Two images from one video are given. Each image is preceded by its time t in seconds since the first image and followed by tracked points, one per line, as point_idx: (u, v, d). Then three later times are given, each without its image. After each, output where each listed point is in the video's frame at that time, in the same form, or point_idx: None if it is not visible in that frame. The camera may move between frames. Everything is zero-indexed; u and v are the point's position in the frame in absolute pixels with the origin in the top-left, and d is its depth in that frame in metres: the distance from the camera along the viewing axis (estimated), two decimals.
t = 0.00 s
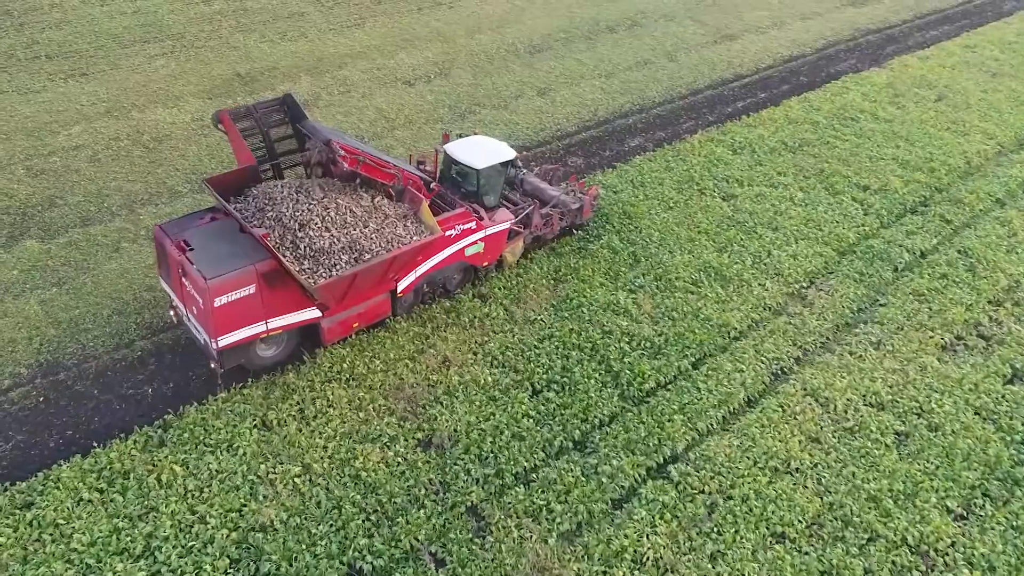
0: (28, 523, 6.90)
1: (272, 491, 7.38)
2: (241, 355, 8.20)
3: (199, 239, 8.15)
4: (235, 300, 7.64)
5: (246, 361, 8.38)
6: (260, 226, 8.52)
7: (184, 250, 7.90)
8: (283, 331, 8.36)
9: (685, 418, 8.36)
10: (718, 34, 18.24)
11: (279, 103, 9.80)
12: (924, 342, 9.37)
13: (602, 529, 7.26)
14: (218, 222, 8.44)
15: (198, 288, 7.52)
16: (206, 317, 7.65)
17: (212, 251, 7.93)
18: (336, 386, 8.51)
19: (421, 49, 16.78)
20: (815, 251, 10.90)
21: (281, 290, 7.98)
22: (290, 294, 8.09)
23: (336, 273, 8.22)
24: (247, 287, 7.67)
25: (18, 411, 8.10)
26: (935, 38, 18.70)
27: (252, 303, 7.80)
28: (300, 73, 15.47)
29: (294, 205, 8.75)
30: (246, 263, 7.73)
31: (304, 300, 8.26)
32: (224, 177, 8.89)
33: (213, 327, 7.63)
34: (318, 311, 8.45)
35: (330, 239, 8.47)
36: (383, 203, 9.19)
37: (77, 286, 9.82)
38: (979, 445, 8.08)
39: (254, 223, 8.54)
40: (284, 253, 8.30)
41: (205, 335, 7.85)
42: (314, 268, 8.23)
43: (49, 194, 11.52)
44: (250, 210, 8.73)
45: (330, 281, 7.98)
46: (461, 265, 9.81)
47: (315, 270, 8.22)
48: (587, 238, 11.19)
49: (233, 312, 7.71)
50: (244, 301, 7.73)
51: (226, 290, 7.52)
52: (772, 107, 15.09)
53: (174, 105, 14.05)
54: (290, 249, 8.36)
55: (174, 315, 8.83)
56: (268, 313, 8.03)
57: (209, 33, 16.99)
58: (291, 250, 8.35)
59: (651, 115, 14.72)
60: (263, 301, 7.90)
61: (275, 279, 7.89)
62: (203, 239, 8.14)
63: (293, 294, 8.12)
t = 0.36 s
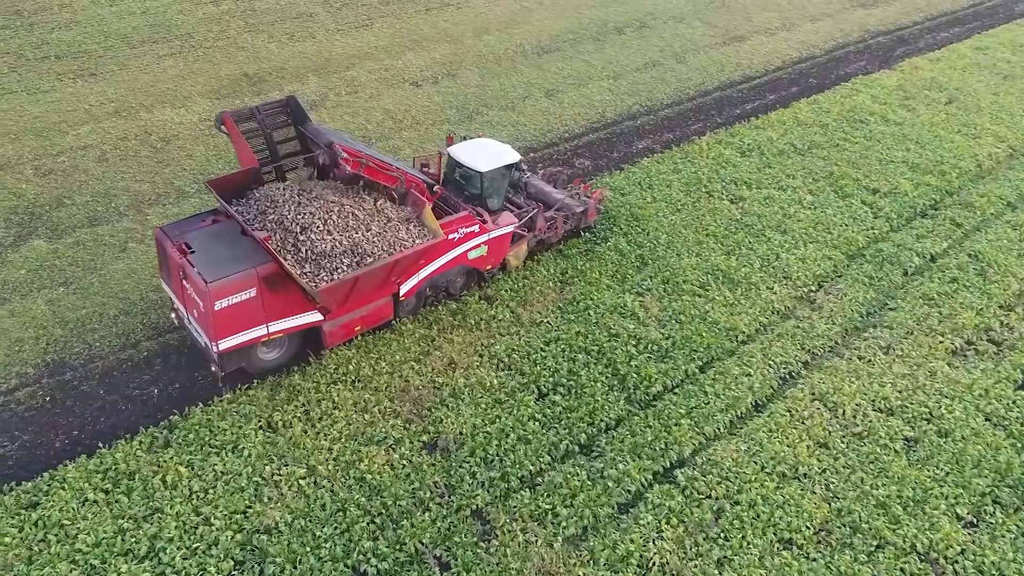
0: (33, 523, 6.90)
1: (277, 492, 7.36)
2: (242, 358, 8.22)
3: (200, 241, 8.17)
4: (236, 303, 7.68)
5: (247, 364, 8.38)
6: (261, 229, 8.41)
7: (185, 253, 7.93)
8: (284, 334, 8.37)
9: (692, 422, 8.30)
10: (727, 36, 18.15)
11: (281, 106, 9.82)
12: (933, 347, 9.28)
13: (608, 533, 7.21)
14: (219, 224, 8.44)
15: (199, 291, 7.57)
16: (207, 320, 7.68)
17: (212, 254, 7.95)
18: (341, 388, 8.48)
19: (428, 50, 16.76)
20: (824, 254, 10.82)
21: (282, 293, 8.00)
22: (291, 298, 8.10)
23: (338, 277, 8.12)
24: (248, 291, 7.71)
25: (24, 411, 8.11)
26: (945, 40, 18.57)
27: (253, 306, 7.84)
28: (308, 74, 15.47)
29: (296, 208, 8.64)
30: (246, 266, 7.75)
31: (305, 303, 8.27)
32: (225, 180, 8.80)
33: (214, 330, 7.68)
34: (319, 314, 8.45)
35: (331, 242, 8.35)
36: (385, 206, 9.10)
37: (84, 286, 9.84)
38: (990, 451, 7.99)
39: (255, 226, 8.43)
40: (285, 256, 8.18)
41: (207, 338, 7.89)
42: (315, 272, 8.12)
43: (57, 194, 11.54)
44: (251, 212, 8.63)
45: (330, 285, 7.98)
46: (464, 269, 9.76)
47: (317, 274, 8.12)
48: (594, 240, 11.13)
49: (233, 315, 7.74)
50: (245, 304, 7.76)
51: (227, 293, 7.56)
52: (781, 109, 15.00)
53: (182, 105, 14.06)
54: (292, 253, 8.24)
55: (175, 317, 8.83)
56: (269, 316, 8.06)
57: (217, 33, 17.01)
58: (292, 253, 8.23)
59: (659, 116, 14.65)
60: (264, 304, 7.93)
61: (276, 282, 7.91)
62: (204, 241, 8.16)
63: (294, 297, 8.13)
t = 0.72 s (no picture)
0: (40, 522, 6.91)
1: (283, 493, 7.37)
2: (241, 361, 8.19)
3: (199, 244, 8.17)
4: (235, 307, 7.66)
5: (247, 367, 8.35)
6: (261, 232, 8.43)
7: (184, 256, 7.93)
8: (283, 337, 8.34)
9: (699, 425, 8.28)
10: (734, 37, 18.10)
11: (284, 106, 9.66)
12: (941, 350, 9.24)
13: (614, 536, 7.19)
14: (219, 227, 8.43)
15: (198, 294, 7.55)
16: (206, 323, 7.66)
17: (212, 257, 7.95)
18: (347, 389, 8.49)
19: (435, 51, 16.76)
20: (831, 256, 10.77)
21: (281, 297, 7.98)
22: (291, 301, 8.08)
23: (337, 281, 8.19)
24: (247, 294, 7.69)
25: (32, 411, 8.14)
26: (953, 41, 18.50)
27: (252, 309, 7.81)
28: (315, 74, 15.48)
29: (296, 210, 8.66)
30: (246, 270, 7.74)
31: (304, 307, 8.24)
32: (223, 183, 8.82)
33: (212, 334, 7.66)
34: (319, 317, 8.41)
35: (331, 246, 8.40)
36: (386, 209, 9.14)
37: (92, 286, 9.86)
38: (998, 455, 7.94)
39: (256, 228, 8.46)
40: (285, 260, 8.23)
41: (205, 342, 7.87)
42: (315, 275, 8.20)
43: (65, 194, 11.58)
44: (251, 215, 8.66)
45: (330, 289, 8.03)
46: (464, 272, 9.74)
47: (316, 278, 8.20)
48: (601, 241, 11.11)
49: (232, 319, 7.72)
50: (244, 308, 7.74)
51: (226, 297, 7.54)
52: (789, 110, 14.96)
53: (190, 105, 14.09)
54: (292, 256, 8.29)
55: (175, 320, 8.82)
56: (268, 319, 8.03)
57: (224, 34, 17.04)
58: (291, 256, 8.28)
59: (666, 118, 14.63)
60: (263, 308, 7.91)
61: (275, 286, 7.89)
62: (203, 244, 8.16)
63: (294, 301, 8.11)
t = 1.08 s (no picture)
0: (48, 521, 6.94)
1: (289, 493, 7.39)
2: (236, 367, 8.13)
3: (194, 249, 8.16)
4: (230, 312, 7.62)
5: (241, 372, 8.31)
6: (257, 237, 8.42)
7: (179, 260, 7.93)
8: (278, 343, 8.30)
9: (704, 427, 8.27)
10: (739, 38, 18.09)
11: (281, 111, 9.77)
12: (947, 352, 9.23)
13: (619, 537, 7.20)
14: (215, 232, 8.45)
15: (192, 299, 7.51)
16: (200, 328, 7.63)
17: (207, 262, 7.95)
18: (352, 390, 8.50)
19: (440, 52, 16.78)
20: (837, 258, 10.76)
21: (276, 302, 7.95)
22: (286, 306, 8.05)
23: (333, 286, 8.13)
24: (242, 299, 7.65)
25: (39, 410, 8.17)
26: (960, 43, 18.46)
27: (247, 314, 7.77)
28: (321, 75, 15.51)
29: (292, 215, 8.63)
30: (241, 275, 7.73)
31: (300, 312, 8.21)
32: (221, 185, 8.86)
33: (206, 339, 7.62)
34: (314, 322, 8.37)
35: (327, 251, 8.36)
36: (382, 214, 9.07)
37: (98, 286, 9.89)
38: (1004, 458, 7.93)
39: (251, 233, 8.44)
40: (280, 265, 8.18)
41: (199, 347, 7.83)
42: (310, 280, 8.13)
43: (72, 194, 11.62)
44: (247, 219, 8.65)
45: (326, 294, 7.92)
46: (462, 277, 9.66)
47: (312, 282, 8.13)
48: (606, 243, 11.12)
49: (226, 324, 7.68)
50: (239, 313, 7.70)
51: (221, 301, 7.51)
52: (794, 112, 14.95)
53: (196, 106, 14.12)
54: (287, 261, 8.24)
55: (170, 325, 8.81)
56: (263, 325, 7.99)
57: (230, 34, 17.08)
58: (287, 261, 8.23)
59: (671, 119, 14.63)
60: (258, 313, 7.87)
61: (270, 291, 7.86)
62: (198, 249, 8.15)
63: (289, 306, 8.07)
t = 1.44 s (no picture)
0: (54, 520, 6.98)
1: (294, 493, 7.41)
2: (227, 372, 8.15)
3: (185, 254, 8.16)
4: (220, 318, 7.64)
5: (233, 378, 8.29)
6: (248, 242, 8.37)
7: (170, 266, 7.96)
8: (270, 349, 8.30)
9: (708, 428, 8.29)
10: (743, 39, 18.10)
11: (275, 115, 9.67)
12: (951, 354, 9.22)
13: (623, 538, 7.21)
14: (206, 236, 8.44)
15: (182, 305, 7.53)
16: (191, 334, 7.65)
17: (198, 268, 7.95)
18: (357, 390, 8.53)
19: (445, 53, 16.81)
20: (840, 259, 10.77)
21: (268, 309, 7.97)
22: (277, 312, 8.07)
23: (323, 292, 8.08)
24: (232, 305, 7.67)
25: (45, 410, 8.21)
26: (964, 44, 18.44)
27: (238, 320, 7.79)
28: (325, 76, 15.54)
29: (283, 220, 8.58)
30: (232, 281, 7.75)
31: (291, 318, 8.21)
32: (212, 190, 8.72)
33: (197, 345, 7.64)
34: (306, 329, 8.37)
35: (319, 256, 8.30)
36: (375, 219, 8.98)
37: (104, 286, 9.93)
38: (1009, 460, 7.92)
39: (243, 239, 8.42)
40: (271, 271, 8.18)
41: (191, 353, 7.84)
42: (302, 286, 8.11)
43: (78, 194, 11.66)
44: (238, 224, 8.61)
45: (317, 300, 7.92)
46: (457, 282, 9.64)
47: (303, 288, 8.11)
48: (610, 244, 11.14)
49: (217, 330, 7.70)
50: (229, 319, 7.72)
51: (211, 308, 7.52)
52: (798, 113, 14.95)
53: (201, 107, 14.16)
54: (278, 267, 8.24)
55: (162, 330, 8.82)
56: (254, 331, 8.00)
57: (235, 35, 17.12)
58: (278, 267, 8.22)
59: (675, 120, 14.64)
60: (249, 319, 7.89)
61: (261, 297, 7.87)
62: (189, 254, 8.17)
63: (280, 312, 8.08)
